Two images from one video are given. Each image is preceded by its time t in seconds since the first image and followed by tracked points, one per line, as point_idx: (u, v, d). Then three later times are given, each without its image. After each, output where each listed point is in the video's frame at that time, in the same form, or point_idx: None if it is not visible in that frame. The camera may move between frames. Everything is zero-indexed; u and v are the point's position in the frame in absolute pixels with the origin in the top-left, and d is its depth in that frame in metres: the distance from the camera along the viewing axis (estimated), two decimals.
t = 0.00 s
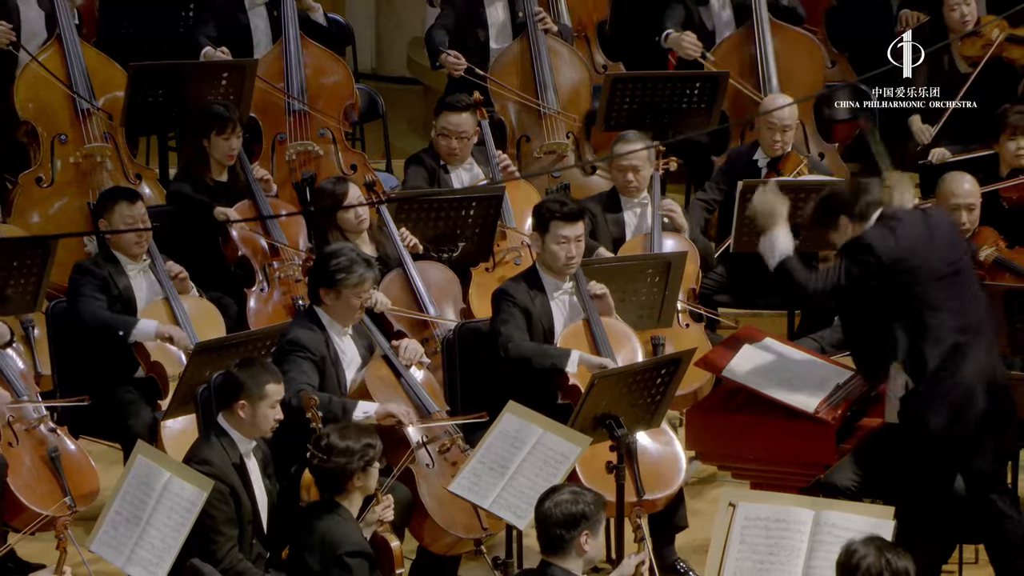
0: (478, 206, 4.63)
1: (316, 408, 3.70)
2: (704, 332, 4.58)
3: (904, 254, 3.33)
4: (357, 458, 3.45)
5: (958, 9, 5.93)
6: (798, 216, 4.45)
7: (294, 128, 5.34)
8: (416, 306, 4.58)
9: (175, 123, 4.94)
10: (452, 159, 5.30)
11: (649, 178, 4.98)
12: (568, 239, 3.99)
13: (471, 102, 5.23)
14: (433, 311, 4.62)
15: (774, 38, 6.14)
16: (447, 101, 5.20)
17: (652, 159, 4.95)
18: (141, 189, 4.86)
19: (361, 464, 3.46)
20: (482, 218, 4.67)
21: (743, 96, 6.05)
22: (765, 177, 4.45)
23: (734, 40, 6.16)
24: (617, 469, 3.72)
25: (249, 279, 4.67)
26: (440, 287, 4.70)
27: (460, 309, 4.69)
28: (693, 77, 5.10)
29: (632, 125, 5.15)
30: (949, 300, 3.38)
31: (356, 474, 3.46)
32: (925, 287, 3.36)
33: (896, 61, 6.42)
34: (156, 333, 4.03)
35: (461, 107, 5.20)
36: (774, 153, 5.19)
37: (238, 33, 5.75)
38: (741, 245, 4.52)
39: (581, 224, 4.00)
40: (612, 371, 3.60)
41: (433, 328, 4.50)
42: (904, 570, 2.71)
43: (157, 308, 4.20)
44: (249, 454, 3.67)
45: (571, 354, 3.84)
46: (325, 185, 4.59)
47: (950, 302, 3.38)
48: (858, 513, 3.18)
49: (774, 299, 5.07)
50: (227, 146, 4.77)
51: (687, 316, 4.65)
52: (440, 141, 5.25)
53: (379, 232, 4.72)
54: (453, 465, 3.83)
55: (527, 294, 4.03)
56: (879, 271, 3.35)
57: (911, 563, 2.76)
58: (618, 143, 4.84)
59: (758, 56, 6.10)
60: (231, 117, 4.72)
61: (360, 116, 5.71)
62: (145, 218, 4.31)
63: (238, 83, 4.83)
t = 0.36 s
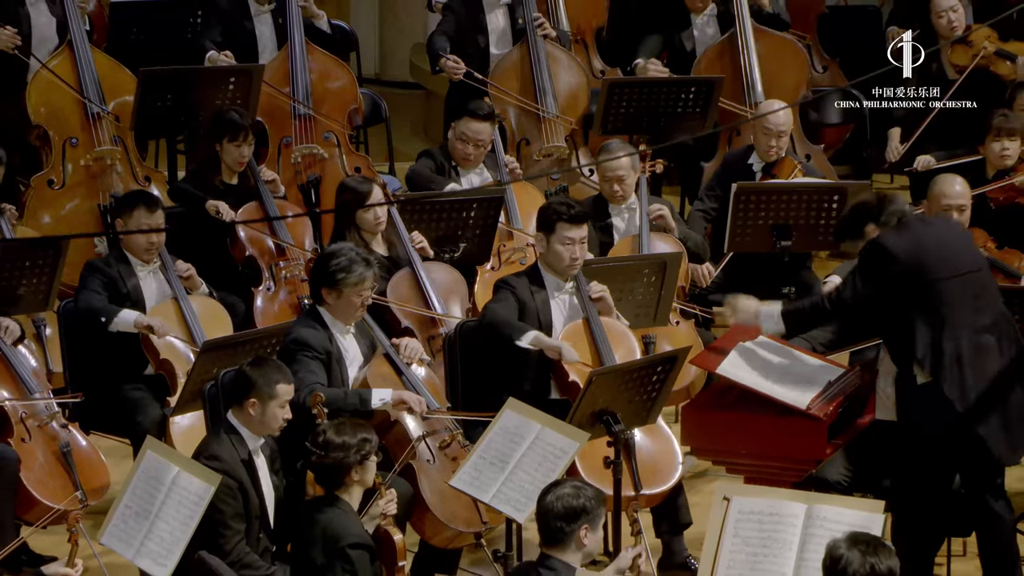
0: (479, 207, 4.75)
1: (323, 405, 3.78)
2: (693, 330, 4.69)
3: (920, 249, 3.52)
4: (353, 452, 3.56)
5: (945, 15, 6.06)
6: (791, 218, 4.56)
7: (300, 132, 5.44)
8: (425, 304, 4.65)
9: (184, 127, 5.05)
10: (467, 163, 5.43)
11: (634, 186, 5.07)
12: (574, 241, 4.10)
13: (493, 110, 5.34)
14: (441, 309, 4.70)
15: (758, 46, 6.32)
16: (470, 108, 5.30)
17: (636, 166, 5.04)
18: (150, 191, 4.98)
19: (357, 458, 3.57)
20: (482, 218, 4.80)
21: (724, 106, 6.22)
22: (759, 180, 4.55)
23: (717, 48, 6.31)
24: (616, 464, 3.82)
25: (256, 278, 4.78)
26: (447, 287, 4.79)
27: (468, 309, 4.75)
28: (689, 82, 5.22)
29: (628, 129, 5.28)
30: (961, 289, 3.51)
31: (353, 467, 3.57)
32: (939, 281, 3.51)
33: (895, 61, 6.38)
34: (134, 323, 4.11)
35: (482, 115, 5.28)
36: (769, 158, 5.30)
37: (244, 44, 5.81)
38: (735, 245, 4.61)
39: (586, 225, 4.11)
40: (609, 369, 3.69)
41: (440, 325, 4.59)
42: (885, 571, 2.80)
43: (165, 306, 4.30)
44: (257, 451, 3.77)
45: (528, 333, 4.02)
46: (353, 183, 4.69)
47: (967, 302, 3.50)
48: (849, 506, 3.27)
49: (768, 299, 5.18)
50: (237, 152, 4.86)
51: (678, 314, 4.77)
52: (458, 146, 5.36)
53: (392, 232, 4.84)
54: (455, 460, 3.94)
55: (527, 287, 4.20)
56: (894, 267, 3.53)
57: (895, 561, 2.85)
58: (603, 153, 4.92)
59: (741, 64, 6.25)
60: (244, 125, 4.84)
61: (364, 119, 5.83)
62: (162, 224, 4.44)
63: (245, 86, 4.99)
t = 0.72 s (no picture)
0: (478, 208, 4.84)
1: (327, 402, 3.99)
2: (691, 329, 4.78)
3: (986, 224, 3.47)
4: (352, 447, 3.64)
5: (941, 17, 5.94)
6: (784, 219, 4.65)
7: (303, 135, 5.54)
8: (437, 301, 4.71)
9: (191, 129, 5.15)
10: (475, 163, 5.53)
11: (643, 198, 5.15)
12: (574, 241, 4.18)
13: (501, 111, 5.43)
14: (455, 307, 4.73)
15: (752, 50, 6.41)
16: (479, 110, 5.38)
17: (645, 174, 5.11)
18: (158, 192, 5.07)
19: (355, 452, 3.64)
20: (483, 218, 4.89)
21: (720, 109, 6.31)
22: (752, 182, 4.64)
23: (711, 50, 6.38)
24: (612, 460, 3.90)
25: (262, 277, 4.87)
26: (458, 285, 4.82)
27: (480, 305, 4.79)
28: (684, 86, 5.32)
29: (624, 130, 5.39)
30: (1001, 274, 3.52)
31: (351, 462, 3.65)
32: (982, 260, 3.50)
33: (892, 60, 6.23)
34: (115, 303, 4.23)
35: (493, 116, 5.38)
36: (760, 158, 5.37)
37: (247, 47, 5.92)
38: (729, 245, 4.70)
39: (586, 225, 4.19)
40: (605, 366, 3.77)
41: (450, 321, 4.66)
42: (881, 560, 2.86)
43: (173, 305, 4.36)
44: (260, 446, 3.85)
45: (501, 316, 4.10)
46: (377, 181, 4.78)
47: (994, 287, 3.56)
48: (841, 501, 3.32)
49: (762, 298, 5.27)
50: (246, 153, 4.98)
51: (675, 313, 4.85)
52: (468, 147, 5.45)
53: (408, 232, 4.86)
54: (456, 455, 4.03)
55: (529, 284, 4.28)
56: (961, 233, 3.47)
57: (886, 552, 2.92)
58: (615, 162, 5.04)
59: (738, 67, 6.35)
60: (251, 126, 4.94)
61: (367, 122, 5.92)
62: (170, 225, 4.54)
63: (250, 89, 5.09)
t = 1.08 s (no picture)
0: (479, 209, 4.95)
1: (328, 399, 4.03)
2: (692, 328, 4.88)
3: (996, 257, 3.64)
4: (353, 442, 3.73)
5: (939, 21, 6.28)
6: (777, 220, 4.75)
7: (308, 138, 5.66)
8: (453, 298, 4.83)
9: (198, 131, 5.26)
10: (476, 164, 5.61)
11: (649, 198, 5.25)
12: (569, 236, 4.28)
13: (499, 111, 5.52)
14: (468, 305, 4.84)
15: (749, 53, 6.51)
16: (477, 111, 5.48)
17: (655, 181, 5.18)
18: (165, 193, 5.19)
19: (357, 448, 3.73)
20: (483, 219, 4.99)
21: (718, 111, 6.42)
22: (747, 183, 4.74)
23: (708, 56, 6.48)
24: (609, 455, 4.00)
25: (267, 276, 4.97)
26: (469, 282, 4.94)
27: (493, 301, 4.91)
28: (679, 89, 5.43)
29: (621, 133, 5.49)
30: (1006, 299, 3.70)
31: (353, 457, 3.74)
32: (990, 290, 3.67)
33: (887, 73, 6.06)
34: (145, 313, 4.31)
35: (490, 117, 5.47)
36: (752, 159, 5.45)
37: (250, 47, 6.03)
38: (724, 245, 4.80)
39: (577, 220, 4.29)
40: (602, 364, 3.87)
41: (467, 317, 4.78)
42: (875, 548, 2.94)
43: (181, 305, 4.49)
44: (265, 442, 3.94)
45: (534, 323, 4.13)
46: (400, 179, 4.86)
47: (1002, 314, 3.71)
48: (833, 495, 3.40)
49: (755, 297, 5.38)
50: (248, 152, 5.06)
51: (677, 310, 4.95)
52: (468, 147, 5.55)
53: (426, 232, 4.96)
54: (457, 450, 4.13)
55: (532, 280, 4.36)
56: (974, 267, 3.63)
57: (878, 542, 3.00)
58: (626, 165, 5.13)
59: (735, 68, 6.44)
60: (251, 125, 5.03)
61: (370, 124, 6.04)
62: (175, 224, 4.64)
63: (256, 93, 5.21)
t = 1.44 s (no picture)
0: (479, 210, 5.05)
1: (332, 395, 4.18)
2: (691, 327, 4.97)
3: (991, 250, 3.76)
4: (356, 436, 3.83)
5: (939, 25, 6.38)
6: (770, 220, 4.86)
7: (312, 140, 5.73)
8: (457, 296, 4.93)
9: (204, 133, 5.37)
10: (474, 165, 5.71)
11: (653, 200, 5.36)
12: (561, 233, 4.36)
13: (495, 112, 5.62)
14: (472, 304, 4.92)
15: (744, 58, 6.64)
16: (473, 113, 5.58)
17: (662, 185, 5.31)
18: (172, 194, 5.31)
19: (360, 442, 3.84)
20: (483, 219, 5.10)
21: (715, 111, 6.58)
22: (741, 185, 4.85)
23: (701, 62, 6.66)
24: (606, 450, 4.10)
25: (271, 275, 5.07)
26: (474, 282, 5.01)
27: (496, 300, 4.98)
28: (674, 93, 5.56)
29: (617, 136, 5.59)
30: (1000, 297, 3.80)
31: (355, 451, 3.84)
32: (992, 286, 3.77)
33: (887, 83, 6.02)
34: (186, 326, 4.43)
35: (485, 118, 5.57)
36: (744, 160, 5.56)
37: (257, 54, 6.14)
38: (718, 246, 4.91)
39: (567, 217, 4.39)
40: (600, 361, 3.96)
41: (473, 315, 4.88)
42: (862, 541, 3.03)
43: (188, 304, 4.61)
44: (270, 436, 4.04)
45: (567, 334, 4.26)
46: (411, 180, 4.94)
47: (1003, 317, 3.81)
48: (826, 489, 3.49)
49: (748, 297, 5.49)
50: (251, 153, 5.18)
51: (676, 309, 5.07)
52: (466, 149, 5.65)
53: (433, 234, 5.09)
54: (459, 445, 4.23)
55: (528, 281, 4.42)
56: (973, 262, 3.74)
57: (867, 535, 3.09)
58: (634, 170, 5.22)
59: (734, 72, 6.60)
60: (251, 127, 5.15)
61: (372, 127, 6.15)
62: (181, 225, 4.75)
63: (260, 97, 5.33)
